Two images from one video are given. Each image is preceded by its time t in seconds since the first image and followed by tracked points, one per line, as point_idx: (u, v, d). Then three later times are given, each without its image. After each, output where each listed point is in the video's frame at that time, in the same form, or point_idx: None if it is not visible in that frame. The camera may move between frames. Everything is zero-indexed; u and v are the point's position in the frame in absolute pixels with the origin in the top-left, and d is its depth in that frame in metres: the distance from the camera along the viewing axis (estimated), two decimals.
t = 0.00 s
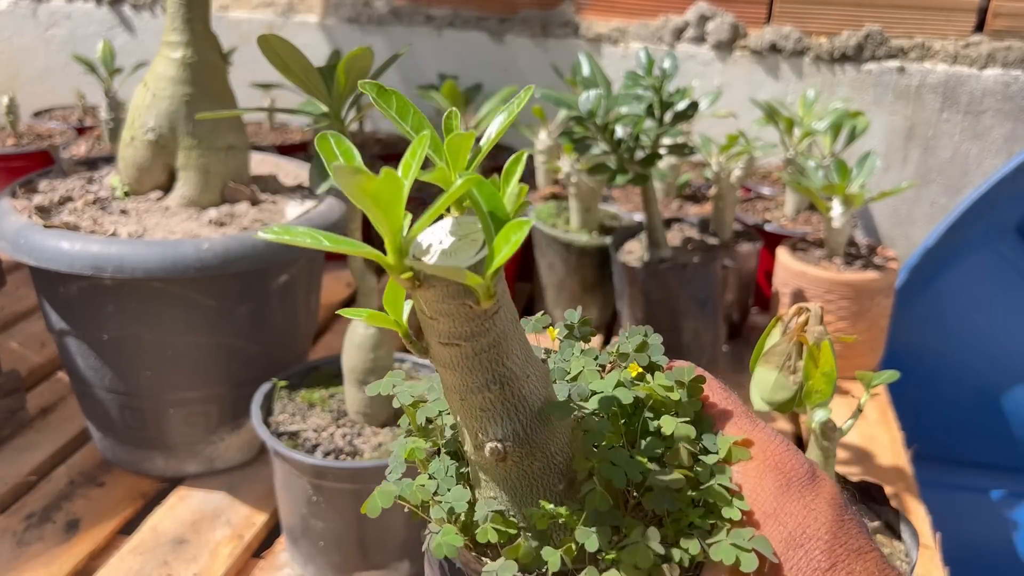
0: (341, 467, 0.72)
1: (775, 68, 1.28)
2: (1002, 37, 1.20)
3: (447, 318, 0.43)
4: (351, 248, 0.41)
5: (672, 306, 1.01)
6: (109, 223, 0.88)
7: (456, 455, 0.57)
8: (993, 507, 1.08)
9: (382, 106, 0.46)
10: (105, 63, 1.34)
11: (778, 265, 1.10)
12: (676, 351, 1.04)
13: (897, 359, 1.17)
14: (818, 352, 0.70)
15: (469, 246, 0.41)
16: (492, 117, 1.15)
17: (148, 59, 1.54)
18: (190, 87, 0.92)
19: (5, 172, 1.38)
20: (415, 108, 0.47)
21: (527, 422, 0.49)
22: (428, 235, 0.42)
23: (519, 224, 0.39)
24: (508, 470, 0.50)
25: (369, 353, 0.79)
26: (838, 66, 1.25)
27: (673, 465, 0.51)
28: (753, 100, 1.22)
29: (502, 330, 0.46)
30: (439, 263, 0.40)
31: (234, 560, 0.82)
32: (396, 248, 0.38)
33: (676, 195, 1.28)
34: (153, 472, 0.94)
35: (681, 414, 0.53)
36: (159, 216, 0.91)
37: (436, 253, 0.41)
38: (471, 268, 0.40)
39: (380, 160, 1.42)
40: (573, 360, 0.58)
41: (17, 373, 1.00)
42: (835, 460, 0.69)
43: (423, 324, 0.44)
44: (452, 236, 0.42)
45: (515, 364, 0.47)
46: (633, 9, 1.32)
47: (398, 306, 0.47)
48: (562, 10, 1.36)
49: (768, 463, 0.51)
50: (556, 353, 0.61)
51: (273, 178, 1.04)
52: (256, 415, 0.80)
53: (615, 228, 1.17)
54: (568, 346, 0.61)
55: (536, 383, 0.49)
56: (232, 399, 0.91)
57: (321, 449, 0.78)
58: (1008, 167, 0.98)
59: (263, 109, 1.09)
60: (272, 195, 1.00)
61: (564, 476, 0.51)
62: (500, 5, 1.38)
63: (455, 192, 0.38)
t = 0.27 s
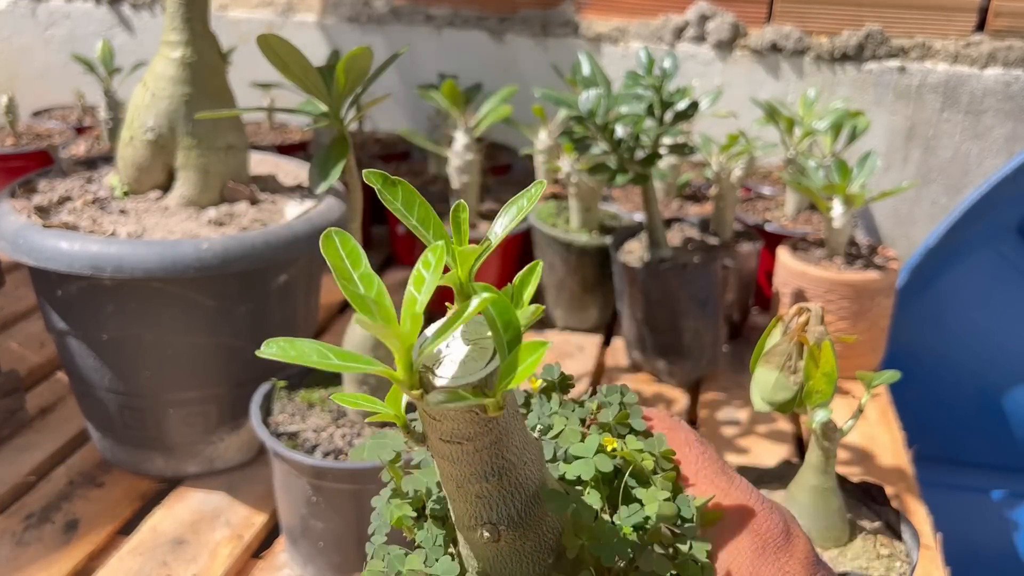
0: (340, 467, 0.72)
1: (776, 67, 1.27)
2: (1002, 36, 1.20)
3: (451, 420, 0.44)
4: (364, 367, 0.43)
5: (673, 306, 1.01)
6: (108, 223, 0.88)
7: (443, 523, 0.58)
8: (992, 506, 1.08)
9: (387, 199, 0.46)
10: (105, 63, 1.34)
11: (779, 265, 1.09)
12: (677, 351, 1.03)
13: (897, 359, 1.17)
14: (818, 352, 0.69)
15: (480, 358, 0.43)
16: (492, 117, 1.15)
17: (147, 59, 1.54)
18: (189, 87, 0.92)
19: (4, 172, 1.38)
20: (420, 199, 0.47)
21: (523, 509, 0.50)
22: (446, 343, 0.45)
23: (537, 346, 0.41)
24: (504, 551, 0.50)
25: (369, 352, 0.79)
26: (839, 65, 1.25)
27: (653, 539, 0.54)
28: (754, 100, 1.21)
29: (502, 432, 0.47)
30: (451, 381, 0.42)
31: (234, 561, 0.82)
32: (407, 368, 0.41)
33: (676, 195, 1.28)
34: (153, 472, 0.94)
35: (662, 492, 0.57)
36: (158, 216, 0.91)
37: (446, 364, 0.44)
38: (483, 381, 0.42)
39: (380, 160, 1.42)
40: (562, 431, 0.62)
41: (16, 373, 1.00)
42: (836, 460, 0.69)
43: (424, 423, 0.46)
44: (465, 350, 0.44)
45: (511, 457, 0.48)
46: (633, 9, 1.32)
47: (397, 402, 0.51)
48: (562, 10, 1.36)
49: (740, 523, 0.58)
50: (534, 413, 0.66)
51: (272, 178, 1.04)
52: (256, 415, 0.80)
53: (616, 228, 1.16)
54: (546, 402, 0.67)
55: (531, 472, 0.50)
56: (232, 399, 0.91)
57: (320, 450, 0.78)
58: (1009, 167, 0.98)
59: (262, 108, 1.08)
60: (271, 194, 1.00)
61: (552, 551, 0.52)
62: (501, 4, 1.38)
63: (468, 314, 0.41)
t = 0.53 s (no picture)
0: (339, 467, 0.72)
1: (776, 67, 1.27)
2: (1003, 36, 1.20)
3: (481, 319, 0.45)
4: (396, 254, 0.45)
5: (673, 306, 1.01)
6: (107, 223, 0.88)
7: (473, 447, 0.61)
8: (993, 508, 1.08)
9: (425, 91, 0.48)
10: (104, 62, 1.34)
11: (779, 265, 1.09)
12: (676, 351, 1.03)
13: (898, 359, 1.17)
14: (819, 353, 0.70)
15: (516, 250, 0.45)
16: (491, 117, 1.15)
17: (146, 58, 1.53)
18: (188, 86, 0.91)
19: (3, 172, 1.38)
20: (459, 94, 0.49)
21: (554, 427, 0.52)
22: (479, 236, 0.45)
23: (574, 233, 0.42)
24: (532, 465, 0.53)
25: (368, 353, 0.78)
26: (839, 65, 1.24)
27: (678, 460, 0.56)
28: (754, 99, 1.21)
29: (535, 327, 0.48)
30: (484, 275, 0.42)
31: (233, 561, 0.82)
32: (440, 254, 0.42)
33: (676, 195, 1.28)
34: (152, 473, 0.93)
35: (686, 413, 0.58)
36: (157, 215, 0.90)
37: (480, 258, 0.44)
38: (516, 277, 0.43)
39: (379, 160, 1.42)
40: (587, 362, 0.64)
41: (15, 373, 0.99)
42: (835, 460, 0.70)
43: (456, 339, 0.48)
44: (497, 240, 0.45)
45: (541, 365, 0.50)
46: (633, 8, 1.32)
47: (426, 301, 0.49)
48: (562, 10, 1.36)
49: (767, 448, 0.60)
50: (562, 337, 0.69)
51: (271, 178, 1.04)
52: (255, 416, 0.79)
53: (616, 228, 1.16)
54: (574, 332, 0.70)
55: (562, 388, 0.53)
56: (231, 400, 0.91)
57: (320, 450, 0.77)
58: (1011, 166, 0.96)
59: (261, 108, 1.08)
60: (271, 194, 1.00)
61: (579, 471, 0.55)
62: (501, 3, 1.38)
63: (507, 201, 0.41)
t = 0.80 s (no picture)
0: (339, 467, 0.72)
1: (776, 67, 1.27)
2: (1003, 36, 1.20)
3: (474, 301, 0.42)
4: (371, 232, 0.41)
5: (673, 306, 1.01)
6: (108, 223, 0.88)
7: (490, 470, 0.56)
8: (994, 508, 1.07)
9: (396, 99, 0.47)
10: (104, 63, 1.34)
11: (779, 265, 1.09)
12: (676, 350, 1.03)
13: (898, 359, 1.17)
14: (818, 352, 0.70)
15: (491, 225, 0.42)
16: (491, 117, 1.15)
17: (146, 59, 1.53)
18: (189, 86, 0.91)
19: (3, 172, 1.38)
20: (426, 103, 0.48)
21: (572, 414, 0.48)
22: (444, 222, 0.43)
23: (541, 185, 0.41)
24: (552, 466, 0.48)
25: (368, 353, 0.79)
26: (839, 66, 1.25)
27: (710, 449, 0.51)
28: (754, 99, 1.21)
29: (529, 310, 0.45)
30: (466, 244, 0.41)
31: (233, 561, 0.82)
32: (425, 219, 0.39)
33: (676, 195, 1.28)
34: (153, 473, 0.93)
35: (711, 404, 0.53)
36: (158, 216, 0.90)
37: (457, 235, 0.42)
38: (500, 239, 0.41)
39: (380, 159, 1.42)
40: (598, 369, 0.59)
41: (15, 373, 0.99)
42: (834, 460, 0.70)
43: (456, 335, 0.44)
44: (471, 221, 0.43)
45: (546, 352, 0.46)
46: (633, 8, 1.32)
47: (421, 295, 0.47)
48: (562, 10, 1.36)
49: (795, 426, 0.54)
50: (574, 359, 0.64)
51: (271, 178, 1.04)
52: (256, 416, 0.80)
53: (616, 228, 1.16)
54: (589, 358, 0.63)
55: (572, 372, 0.49)
56: (231, 400, 0.91)
57: (320, 450, 0.77)
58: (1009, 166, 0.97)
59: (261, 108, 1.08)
60: (271, 194, 1.00)
61: (605, 474, 0.50)
62: (501, 3, 1.38)
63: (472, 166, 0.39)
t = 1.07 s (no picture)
0: (340, 467, 0.72)
1: (776, 67, 1.27)
2: (1003, 36, 1.20)
3: (471, 341, 0.40)
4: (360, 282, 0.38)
5: (673, 306, 1.01)
6: (108, 223, 0.88)
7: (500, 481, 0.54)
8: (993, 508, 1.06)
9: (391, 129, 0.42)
10: (104, 63, 1.34)
11: (779, 265, 1.09)
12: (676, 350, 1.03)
13: (899, 358, 1.18)
14: (819, 353, 0.70)
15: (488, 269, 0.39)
16: (491, 117, 1.15)
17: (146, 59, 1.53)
18: (189, 87, 0.91)
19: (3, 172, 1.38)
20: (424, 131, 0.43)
21: (574, 439, 0.44)
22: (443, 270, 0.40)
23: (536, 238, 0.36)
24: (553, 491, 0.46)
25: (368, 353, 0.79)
26: (839, 66, 1.25)
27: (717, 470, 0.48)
28: (754, 99, 1.21)
29: (532, 341, 0.42)
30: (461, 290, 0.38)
31: (233, 560, 0.82)
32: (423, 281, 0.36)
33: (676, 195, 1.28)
34: (153, 472, 0.93)
35: (720, 419, 0.50)
36: (158, 216, 0.90)
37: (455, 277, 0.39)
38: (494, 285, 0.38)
39: (380, 160, 1.42)
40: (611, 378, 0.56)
41: (15, 373, 0.99)
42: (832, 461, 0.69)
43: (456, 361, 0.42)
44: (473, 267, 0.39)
45: (549, 377, 0.43)
46: (633, 8, 1.32)
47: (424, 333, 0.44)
48: (563, 9, 1.36)
49: (789, 410, 0.52)
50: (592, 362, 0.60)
51: (271, 178, 1.04)
52: (256, 416, 0.80)
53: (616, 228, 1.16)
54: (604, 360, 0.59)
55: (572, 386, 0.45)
56: (231, 399, 0.91)
57: (320, 450, 0.77)
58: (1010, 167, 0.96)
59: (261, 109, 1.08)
60: (271, 194, 1.00)
61: (610, 495, 0.47)
62: (501, 3, 1.38)
63: (466, 214, 0.36)
